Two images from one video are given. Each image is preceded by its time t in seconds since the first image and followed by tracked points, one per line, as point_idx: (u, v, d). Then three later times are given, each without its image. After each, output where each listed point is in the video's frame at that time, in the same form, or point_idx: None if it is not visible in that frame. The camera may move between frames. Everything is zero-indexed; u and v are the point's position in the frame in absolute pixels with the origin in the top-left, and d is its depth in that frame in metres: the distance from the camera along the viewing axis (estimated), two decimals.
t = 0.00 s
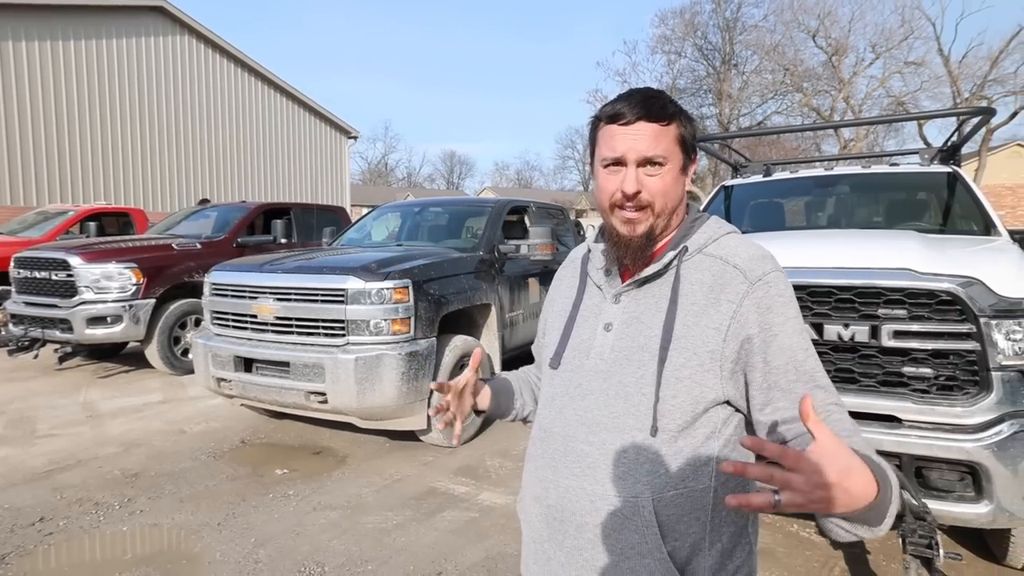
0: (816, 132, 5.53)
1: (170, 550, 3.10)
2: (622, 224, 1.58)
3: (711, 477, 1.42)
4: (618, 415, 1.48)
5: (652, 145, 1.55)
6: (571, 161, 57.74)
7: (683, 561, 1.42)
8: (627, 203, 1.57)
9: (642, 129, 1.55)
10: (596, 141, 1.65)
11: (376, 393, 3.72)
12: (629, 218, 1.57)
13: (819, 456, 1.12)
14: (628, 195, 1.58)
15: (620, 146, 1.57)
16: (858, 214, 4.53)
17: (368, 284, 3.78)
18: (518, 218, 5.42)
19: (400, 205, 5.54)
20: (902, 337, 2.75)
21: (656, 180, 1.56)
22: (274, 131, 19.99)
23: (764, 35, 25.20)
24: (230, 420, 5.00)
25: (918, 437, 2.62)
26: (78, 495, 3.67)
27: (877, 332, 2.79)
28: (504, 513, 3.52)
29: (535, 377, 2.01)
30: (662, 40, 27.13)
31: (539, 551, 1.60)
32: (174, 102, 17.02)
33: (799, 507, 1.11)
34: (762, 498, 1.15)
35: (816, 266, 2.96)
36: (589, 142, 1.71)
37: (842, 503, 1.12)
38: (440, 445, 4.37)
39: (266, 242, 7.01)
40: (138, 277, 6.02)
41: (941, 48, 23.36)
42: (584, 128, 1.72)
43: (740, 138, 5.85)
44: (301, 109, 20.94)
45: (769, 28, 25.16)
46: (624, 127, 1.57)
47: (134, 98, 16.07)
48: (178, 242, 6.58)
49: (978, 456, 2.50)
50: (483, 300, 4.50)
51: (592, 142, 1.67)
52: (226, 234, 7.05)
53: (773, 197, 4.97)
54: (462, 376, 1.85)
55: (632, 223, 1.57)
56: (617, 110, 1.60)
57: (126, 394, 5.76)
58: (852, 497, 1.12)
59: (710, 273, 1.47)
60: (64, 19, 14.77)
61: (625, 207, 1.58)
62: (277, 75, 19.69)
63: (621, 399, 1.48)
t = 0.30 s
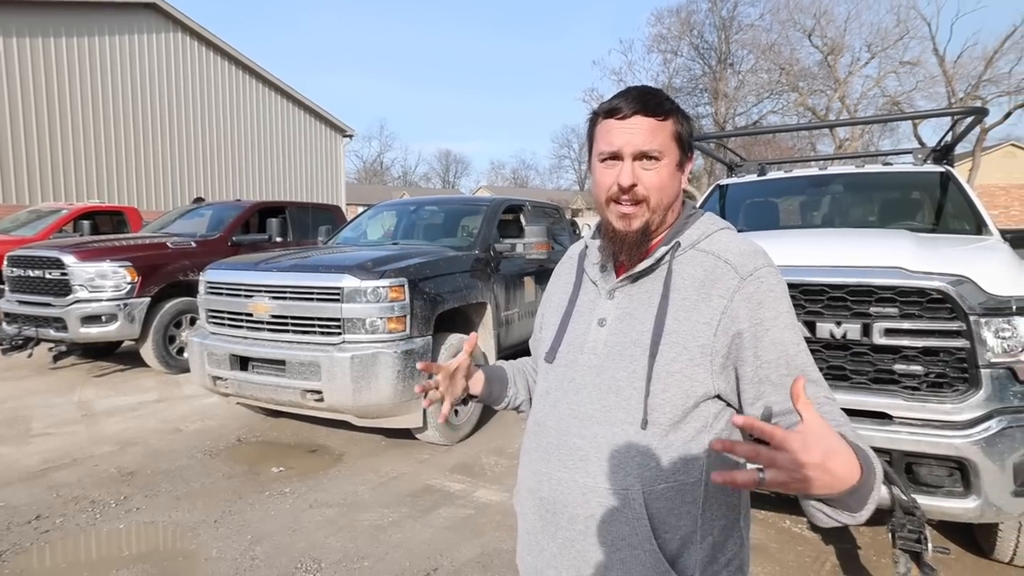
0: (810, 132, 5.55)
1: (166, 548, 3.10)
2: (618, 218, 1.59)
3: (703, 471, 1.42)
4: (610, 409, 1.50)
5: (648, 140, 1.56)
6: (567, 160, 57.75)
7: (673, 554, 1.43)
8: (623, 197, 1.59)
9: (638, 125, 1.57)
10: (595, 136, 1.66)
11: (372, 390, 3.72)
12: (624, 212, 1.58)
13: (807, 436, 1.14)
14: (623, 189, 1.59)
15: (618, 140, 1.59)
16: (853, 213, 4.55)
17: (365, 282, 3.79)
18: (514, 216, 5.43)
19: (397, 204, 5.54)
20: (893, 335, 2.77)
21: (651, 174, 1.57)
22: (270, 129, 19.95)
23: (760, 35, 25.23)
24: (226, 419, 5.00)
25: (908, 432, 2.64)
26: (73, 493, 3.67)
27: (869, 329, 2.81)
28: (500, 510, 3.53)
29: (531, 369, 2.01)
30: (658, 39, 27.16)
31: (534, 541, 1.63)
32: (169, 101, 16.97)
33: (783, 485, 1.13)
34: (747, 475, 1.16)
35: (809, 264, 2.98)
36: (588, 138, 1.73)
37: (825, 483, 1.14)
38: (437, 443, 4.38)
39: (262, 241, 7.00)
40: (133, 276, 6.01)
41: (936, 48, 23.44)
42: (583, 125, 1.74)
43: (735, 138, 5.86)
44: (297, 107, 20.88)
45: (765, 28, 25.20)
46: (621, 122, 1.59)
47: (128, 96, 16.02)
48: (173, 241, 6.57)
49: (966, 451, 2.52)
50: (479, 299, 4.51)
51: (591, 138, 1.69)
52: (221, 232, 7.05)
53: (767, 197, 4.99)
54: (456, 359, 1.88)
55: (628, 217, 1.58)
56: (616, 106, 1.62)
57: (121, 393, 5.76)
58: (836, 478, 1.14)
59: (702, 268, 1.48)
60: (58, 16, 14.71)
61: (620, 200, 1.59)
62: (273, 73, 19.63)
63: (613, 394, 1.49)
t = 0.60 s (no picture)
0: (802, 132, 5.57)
1: (157, 549, 3.07)
2: (604, 219, 1.59)
3: (689, 467, 1.42)
4: (601, 405, 1.48)
5: (633, 142, 1.55)
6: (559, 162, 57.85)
7: (661, 548, 1.42)
8: (609, 198, 1.57)
9: (625, 126, 1.55)
10: (585, 137, 1.65)
11: (362, 391, 3.70)
12: (610, 213, 1.57)
13: (791, 423, 1.13)
14: (609, 190, 1.58)
15: (604, 142, 1.57)
16: (844, 214, 4.57)
17: (358, 282, 3.76)
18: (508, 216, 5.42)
19: (390, 203, 5.51)
20: (880, 333, 2.77)
21: (637, 176, 1.55)
22: (262, 129, 19.85)
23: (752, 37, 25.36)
24: (217, 419, 4.96)
25: (896, 430, 2.65)
26: (63, 495, 3.62)
27: (857, 328, 2.81)
28: (494, 508, 3.52)
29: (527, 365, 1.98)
30: (651, 40, 27.25)
31: (526, 536, 1.62)
32: (159, 99, 16.83)
33: (762, 468, 1.13)
34: (729, 454, 1.15)
35: (800, 263, 2.98)
36: (580, 139, 1.72)
37: (803, 472, 1.13)
38: (429, 442, 4.36)
39: (254, 240, 6.96)
40: (122, 275, 5.95)
41: (925, 51, 23.66)
42: (576, 125, 1.73)
43: (728, 138, 5.88)
44: (289, 107, 20.78)
45: (756, 30, 25.35)
46: (609, 123, 1.58)
47: (118, 95, 15.90)
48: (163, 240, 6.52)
49: (950, 447, 2.55)
50: (472, 298, 4.49)
51: (582, 138, 1.68)
52: (212, 232, 6.99)
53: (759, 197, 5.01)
54: (445, 351, 1.88)
55: (613, 218, 1.57)
56: (605, 106, 1.60)
57: (111, 394, 5.70)
58: (814, 469, 1.14)
59: (691, 268, 1.47)
60: (47, 14, 14.57)
61: (606, 201, 1.58)
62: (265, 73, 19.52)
63: (603, 390, 1.48)
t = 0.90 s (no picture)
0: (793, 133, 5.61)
1: (150, 548, 3.05)
2: (590, 218, 1.60)
3: (678, 462, 1.43)
4: (592, 401, 1.50)
5: (616, 141, 1.56)
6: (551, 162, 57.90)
7: (650, 541, 1.43)
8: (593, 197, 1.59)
9: (609, 126, 1.57)
10: (575, 137, 1.67)
11: (355, 390, 3.69)
12: (595, 212, 1.59)
13: (760, 415, 1.14)
14: (593, 189, 1.59)
15: (589, 141, 1.59)
16: (835, 214, 4.61)
17: (351, 281, 3.76)
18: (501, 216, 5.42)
19: (382, 203, 5.51)
20: (867, 332, 2.80)
21: (620, 175, 1.56)
22: (253, 128, 19.75)
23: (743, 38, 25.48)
24: (208, 419, 4.93)
25: (882, 427, 2.68)
26: (53, 495, 3.59)
27: (844, 327, 2.83)
28: (487, 506, 3.52)
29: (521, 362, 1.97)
30: (643, 41, 27.33)
31: (518, 529, 1.62)
32: (149, 98, 16.71)
33: (728, 457, 1.15)
34: (698, 442, 1.19)
35: (789, 262, 3.00)
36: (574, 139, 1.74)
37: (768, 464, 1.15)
38: (422, 441, 4.36)
39: (245, 240, 6.92)
40: (113, 275, 5.91)
41: (914, 54, 23.87)
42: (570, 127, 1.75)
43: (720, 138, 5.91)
44: (280, 106, 20.67)
45: (748, 31, 25.47)
46: (594, 123, 1.59)
47: (108, 93, 15.77)
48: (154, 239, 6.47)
49: (934, 443, 2.60)
50: (465, 298, 4.49)
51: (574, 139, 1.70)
52: (203, 231, 6.96)
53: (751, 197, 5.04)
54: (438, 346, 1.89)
55: (599, 217, 1.59)
56: (593, 106, 1.62)
57: (101, 394, 5.65)
58: (781, 461, 1.15)
59: (680, 268, 1.48)
60: (35, 11, 14.43)
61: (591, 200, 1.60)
62: (256, 71, 19.42)
63: (595, 387, 1.49)
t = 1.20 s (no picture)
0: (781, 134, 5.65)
1: (139, 549, 3.03)
2: (579, 219, 1.62)
3: (667, 459, 1.45)
4: (582, 401, 1.51)
5: (602, 143, 1.57)
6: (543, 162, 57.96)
7: (639, 536, 1.45)
8: (580, 198, 1.61)
9: (596, 129, 1.58)
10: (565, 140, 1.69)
11: (346, 390, 3.69)
12: (583, 213, 1.61)
13: (704, 387, 1.15)
14: (581, 191, 1.61)
15: (577, 144, 1.61)
16: (823, 215, 4.65)
17: (342, 281, 3.75)
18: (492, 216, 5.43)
19: (373, 203, 5.50)
20: (853, 331, 2.82)
21: (607, 177, 1.57)
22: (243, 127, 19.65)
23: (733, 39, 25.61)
24: (198, 419, 4.91)
25: (869, 425, 2.71)
26: (41, 496, 3.56)
27: (830, 326, 2.86)
28: (478, 505, 3.53)
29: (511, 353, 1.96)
30: (634, 42, 27.42)
31: (509, 526, 1.63)
32: (138, 96, 16.59)
33: (695, 431, 1.13)
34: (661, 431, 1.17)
35: (777, 262, 3.03)
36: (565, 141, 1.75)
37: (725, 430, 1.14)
38: (413, 441, 4.36)
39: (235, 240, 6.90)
40: (101, 275, 5.87)
41: (902, 56, 24.08)
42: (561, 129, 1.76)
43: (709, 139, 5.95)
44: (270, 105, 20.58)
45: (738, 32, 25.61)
46: (582, 126, 1.61)
47: (96, 91, 15.64)
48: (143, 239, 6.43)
49: (919, 441, 2.63)
50: (456, 298, 4.50)
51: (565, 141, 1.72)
52: (193, 231, 6.92)
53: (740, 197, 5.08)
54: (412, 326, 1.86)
55: (587, 219, 1.61)
56: (583, 110, 1.64)
57: (89, 394, 5.61)
58: (738, 415, 1.16)
59: (671, 269, 1.49)
60: (22, 8, 14.30)
61: (579, 202, 1.61)
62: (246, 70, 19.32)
63: (585, 386, 1.51)
